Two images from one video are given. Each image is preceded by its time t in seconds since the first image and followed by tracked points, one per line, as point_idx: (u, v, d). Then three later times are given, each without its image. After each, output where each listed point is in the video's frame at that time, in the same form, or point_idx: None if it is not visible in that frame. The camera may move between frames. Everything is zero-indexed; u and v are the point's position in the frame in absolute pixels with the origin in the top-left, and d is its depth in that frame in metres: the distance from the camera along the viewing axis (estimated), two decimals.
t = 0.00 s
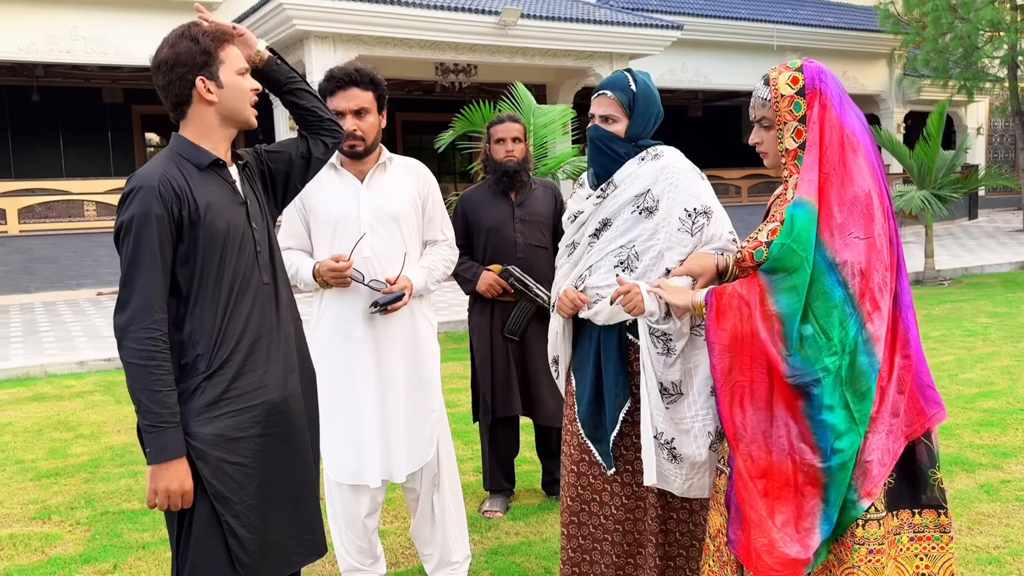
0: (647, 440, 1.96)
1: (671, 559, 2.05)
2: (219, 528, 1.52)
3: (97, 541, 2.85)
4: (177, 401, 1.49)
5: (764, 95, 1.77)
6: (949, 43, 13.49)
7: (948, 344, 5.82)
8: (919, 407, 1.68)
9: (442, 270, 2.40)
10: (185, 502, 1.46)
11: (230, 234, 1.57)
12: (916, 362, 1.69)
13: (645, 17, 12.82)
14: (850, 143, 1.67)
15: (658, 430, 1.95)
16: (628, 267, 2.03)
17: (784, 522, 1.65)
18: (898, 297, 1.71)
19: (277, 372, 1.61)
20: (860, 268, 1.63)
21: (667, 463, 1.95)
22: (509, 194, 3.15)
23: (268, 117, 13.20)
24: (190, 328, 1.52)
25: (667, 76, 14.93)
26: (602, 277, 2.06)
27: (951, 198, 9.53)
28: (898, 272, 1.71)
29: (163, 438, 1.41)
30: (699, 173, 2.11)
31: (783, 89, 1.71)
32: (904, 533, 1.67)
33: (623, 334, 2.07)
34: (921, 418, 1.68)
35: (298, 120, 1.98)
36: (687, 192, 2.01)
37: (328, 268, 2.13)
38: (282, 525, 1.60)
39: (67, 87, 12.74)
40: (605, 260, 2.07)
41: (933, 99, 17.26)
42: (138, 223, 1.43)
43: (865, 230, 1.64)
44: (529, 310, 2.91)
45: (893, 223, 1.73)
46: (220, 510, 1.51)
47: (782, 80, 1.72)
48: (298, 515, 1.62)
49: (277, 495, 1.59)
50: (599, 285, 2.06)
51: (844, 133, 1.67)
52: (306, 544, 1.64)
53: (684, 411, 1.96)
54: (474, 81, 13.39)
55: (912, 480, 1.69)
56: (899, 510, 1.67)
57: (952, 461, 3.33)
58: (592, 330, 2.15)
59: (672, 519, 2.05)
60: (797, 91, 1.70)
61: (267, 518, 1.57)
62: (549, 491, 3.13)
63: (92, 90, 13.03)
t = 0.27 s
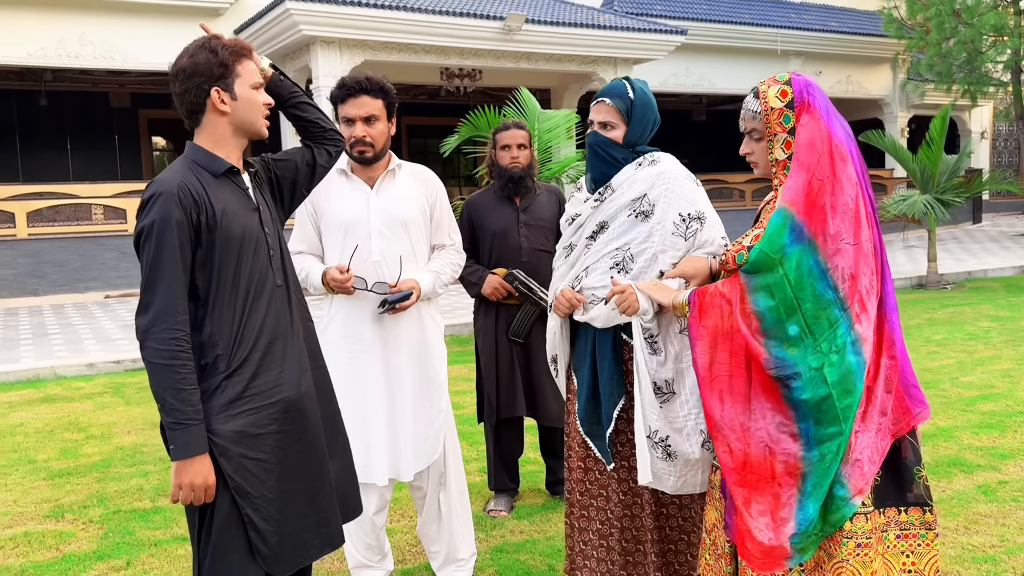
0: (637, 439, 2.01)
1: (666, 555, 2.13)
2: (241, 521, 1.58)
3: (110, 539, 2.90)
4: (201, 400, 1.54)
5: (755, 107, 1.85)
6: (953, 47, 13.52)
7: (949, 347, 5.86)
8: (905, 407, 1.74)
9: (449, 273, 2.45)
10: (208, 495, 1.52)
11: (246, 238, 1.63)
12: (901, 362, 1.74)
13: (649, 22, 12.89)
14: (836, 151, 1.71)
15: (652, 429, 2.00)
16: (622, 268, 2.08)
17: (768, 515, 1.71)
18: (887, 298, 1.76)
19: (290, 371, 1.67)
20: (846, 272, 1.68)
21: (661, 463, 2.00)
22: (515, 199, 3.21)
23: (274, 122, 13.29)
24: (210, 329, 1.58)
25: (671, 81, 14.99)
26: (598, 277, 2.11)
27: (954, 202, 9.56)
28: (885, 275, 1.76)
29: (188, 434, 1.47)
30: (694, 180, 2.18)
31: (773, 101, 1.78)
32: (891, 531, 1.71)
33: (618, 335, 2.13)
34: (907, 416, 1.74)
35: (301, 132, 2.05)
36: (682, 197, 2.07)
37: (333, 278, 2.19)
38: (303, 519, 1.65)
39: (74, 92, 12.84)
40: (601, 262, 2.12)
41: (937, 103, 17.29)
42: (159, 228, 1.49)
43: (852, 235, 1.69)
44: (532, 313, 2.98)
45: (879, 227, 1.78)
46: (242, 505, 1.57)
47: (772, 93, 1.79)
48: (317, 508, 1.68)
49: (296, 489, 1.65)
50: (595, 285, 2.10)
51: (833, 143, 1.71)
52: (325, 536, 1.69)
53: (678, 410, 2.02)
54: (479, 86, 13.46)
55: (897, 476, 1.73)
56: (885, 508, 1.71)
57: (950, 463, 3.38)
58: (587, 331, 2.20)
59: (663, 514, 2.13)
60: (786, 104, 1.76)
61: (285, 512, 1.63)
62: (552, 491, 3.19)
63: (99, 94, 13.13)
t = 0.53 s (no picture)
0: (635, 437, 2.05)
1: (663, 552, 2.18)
2: (252, 517, 1.63)
3: (121, 537, 2.96)
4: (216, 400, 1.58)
5: (736, 126, 1.93)
6: (957, 52, 13.54)
7: (951, 351, 5.90)
8: (902, 399, 1.80)
9: (456, 277, 2.50)
10: (221, 492, 1.56)
11: (258, 243, 1.69)
12: (893, 357, 1.79)
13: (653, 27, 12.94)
14: (818, 159, 1.77)
15: (652, 427, 2.04)
16: (620, 273, 2.13)
17: (761, 511, 1.76)
18: (874, 301, 1.81)
19: (299, 371, 1.72)
20: (833, 275, 1.73)
21: (657, 457, 2.04)
22: (520, 204, 3.26)
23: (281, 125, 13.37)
24: (223, 331, 1.63)
25: (675, 85, 15.05)
26: (596, 281, 2.16)
27: (957, 207, 9.59)
28: (873, 275, 1.82)
29: (203, 432, 1.52)
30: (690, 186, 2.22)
31: (752, 117, 1.85)
32: (879, 527, 1.78)
33: (616, 337, 2.16)
34: (902, 408, 1.79)
35: (310, 143, 2.12)
36: (679, 204, 2.12)
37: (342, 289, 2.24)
38: (311, 514, 1.72)
39: (82, 95, 12.93)
40: (599, 266, 2.18)
41: (941, 107, 17.30)
42: (177, 232, 1.54)
43: (836, 238, 1.74)
44: (537, 317, 3.00)
45: (866, 230, 1.83)
46: (254, 500, 1.62)
47: (750, 109, 1.87)
48: (323, 504, 1.74)
49: (303, 485, 1.71)
50: (593, 289, 2.16)
51: (813, 150, 1.77)
52: (330, 531, 1.76)
53: (676, 410, 2.07)
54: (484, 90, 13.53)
55: (885, 478, 1.80)
56: (873, 505, 1.78)
57: (949, 464, 3.41)
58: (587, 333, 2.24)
59: (662, 512, 2.18)
60: (766, 118, 1.83)
61: (295, 508, 1.69)
62: (556, 490, 3.23)
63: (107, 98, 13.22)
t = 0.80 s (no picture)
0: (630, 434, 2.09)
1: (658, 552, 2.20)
2: (256, 513, 1.67)
3: (130, 536, 3.00)
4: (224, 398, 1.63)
5: (728, 136, 1.99)
6: (962, 55, 13.54)
7: (953, 354, 5.92)
8: (893, 397, 1.83)
9: (459, 281, 2.54)
10: (227, 487, 1.61)
11: (268, 246, 1.73)
12: (887, 357, 1.84)
13: (658, 31, 12.98)
14: (808, 166, 1.82)
15: (647, 427, 2.07)
16: (619, 276, 2.17)
17: (755, 509, 1.80)
18: (866, 303, 1.86)
19: (304, 371, 1.77)
20: (825, 279, 1.77)
21: (652, 457, 2.07)
22: (523, 209, 3.31)
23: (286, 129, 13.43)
24: (231, 331, 1.67)
25: (679, 89, 15.10)
26: (597, 285, 2.21)
27: (960, 211, 9.62)
28: (865, 278, 1.86)
29: (211, 429, 1.56)
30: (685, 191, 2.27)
31: (742, 126, 1.91)
32: (874, 523, 1.83)
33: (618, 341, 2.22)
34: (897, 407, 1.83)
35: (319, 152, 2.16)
36: (677, 208, 2.16)
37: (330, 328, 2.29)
38: (313, 511, 1.76)
39: (90, 99, 13.00)
40: (599, 270, 2.22)
41: (946, 111, 17.30)
42: (189, 234, 1.58)
43: (827, 242, 1.79)
44: (541, 319, 3.08)
45: (859, 233, 1.87)
46: (259, 497, 1.67)
47: (739, 118, 1.93)
48: (325, 502, 1.79)
49: (306, 483, 1.75)
50: (594, 293, 2.20)
51: (803, 157, 1.82)
52: (330, 529, 1.80)
53: (671, 413, 2.11)
54: (489, 94, 13.58)
55: (881, 476, 1.84)
56: (869, 501, 1.83)
57: (948, 467, 3.44)
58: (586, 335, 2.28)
59: (660, 511, 2.20)
60: (755, 128, 1.89)
61: (298, 506, 1.73)
62: (557, 491, 3.27)
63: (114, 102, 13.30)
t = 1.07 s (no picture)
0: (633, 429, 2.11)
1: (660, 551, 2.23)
2: (254, 510, 1.70)
3: (136, 534, 3.04)
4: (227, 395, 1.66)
5: (727, 142, 1.99)
6: (968, 59, 13.51)
7: (957, 358, 5.92)
8: (888, 397, 1.88)
9: (460, 283, 2.58)
10: (229, 483, 1.64)
11: (272, 248, 1.77)
12: (883, 359, 1.88)
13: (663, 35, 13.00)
14: (805, 170, 1.85)
15: (654, 423, 2.10)
16: (631, 276, 2.21)
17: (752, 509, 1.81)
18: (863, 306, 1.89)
19: (306, 371, 1.80)
20: (821, 281, 1.80)
21: (656, 455, 2.09)
22: (527, 212, 3.33)
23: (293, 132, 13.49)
24: (234, 330, 1.70)
25: (685, 92, 15.12)
26: (606, 285, 2.23)
27: (966, 214, 9.61)
28: (861, 283, 1.90)
29: (214, 424, 1.59)
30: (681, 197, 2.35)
31: (738, 132, 1.93)
32: (872, 522, 1.87)
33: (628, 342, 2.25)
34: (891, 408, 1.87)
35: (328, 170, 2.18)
36: (682, 211, 2.22)
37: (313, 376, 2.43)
38: (308, 511, 1.78)
39: (98, 102, 13.08)
40: (606, 270, 2.25)
41: (952, 114, 17.28)
42: (196, 234, 1.62)
43: (825, 244, 1.82)
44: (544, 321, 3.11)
45: (854, 238, 1.91)
46: (259, 494, 1.70)
47: (737, 124, 1.94)
48: (323, 501, 1.82)
49: (304, 482, 1.78)
50: (604, 292, 2.23)
51: (800, 161, 1.85)
52: (326, 529, 1.82)
53: (679, 411, 2.13)
54: (494, 97, 13.62)
55: (879, 476, 1.88)
56: (867, 501, 1.87)
57: (949, 469, 3.46)
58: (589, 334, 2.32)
59: (667, 507, 2.24)
60: (752, 133, 1.90)
61: (296, 504, 1.76)
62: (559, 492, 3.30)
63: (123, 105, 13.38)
